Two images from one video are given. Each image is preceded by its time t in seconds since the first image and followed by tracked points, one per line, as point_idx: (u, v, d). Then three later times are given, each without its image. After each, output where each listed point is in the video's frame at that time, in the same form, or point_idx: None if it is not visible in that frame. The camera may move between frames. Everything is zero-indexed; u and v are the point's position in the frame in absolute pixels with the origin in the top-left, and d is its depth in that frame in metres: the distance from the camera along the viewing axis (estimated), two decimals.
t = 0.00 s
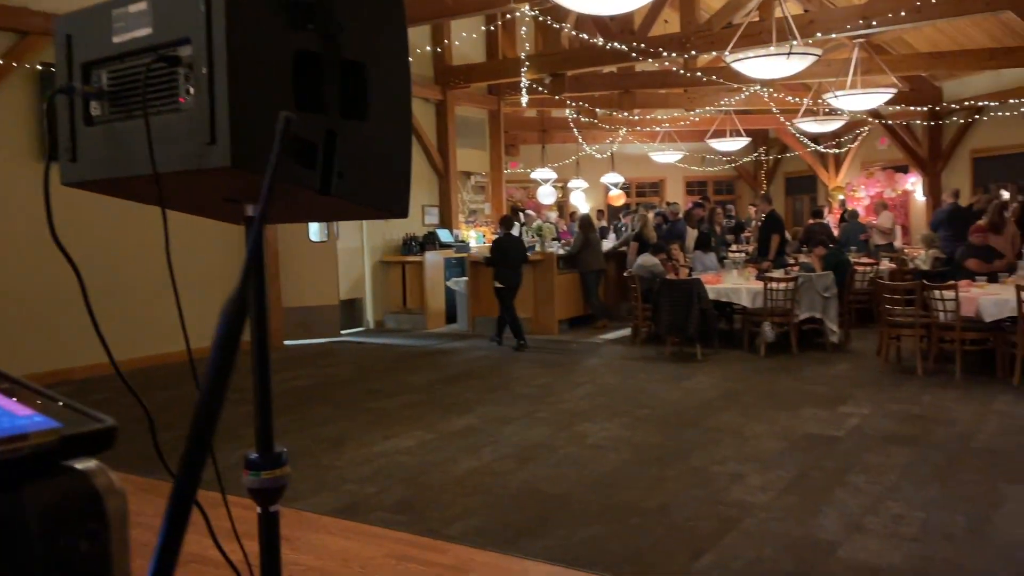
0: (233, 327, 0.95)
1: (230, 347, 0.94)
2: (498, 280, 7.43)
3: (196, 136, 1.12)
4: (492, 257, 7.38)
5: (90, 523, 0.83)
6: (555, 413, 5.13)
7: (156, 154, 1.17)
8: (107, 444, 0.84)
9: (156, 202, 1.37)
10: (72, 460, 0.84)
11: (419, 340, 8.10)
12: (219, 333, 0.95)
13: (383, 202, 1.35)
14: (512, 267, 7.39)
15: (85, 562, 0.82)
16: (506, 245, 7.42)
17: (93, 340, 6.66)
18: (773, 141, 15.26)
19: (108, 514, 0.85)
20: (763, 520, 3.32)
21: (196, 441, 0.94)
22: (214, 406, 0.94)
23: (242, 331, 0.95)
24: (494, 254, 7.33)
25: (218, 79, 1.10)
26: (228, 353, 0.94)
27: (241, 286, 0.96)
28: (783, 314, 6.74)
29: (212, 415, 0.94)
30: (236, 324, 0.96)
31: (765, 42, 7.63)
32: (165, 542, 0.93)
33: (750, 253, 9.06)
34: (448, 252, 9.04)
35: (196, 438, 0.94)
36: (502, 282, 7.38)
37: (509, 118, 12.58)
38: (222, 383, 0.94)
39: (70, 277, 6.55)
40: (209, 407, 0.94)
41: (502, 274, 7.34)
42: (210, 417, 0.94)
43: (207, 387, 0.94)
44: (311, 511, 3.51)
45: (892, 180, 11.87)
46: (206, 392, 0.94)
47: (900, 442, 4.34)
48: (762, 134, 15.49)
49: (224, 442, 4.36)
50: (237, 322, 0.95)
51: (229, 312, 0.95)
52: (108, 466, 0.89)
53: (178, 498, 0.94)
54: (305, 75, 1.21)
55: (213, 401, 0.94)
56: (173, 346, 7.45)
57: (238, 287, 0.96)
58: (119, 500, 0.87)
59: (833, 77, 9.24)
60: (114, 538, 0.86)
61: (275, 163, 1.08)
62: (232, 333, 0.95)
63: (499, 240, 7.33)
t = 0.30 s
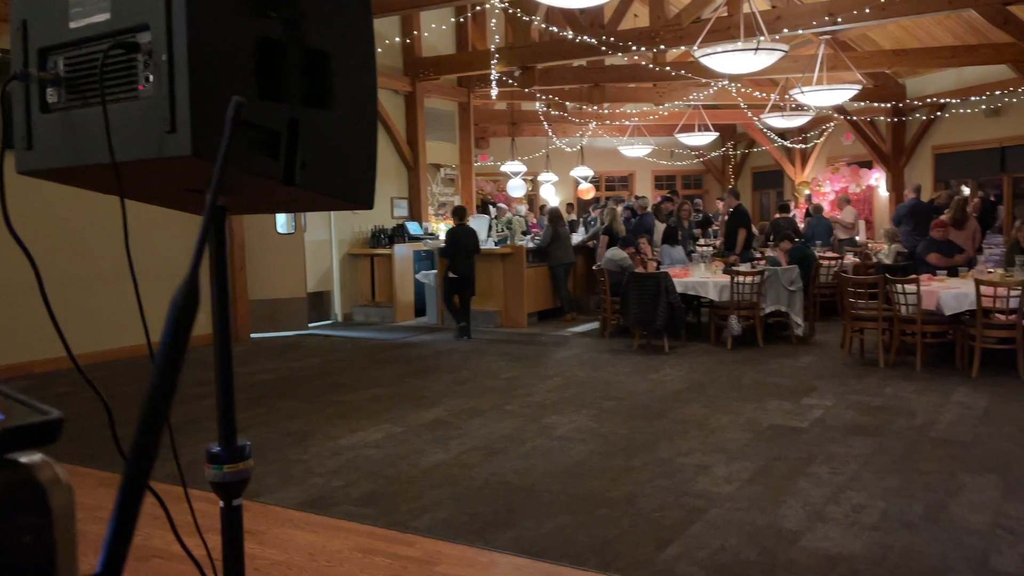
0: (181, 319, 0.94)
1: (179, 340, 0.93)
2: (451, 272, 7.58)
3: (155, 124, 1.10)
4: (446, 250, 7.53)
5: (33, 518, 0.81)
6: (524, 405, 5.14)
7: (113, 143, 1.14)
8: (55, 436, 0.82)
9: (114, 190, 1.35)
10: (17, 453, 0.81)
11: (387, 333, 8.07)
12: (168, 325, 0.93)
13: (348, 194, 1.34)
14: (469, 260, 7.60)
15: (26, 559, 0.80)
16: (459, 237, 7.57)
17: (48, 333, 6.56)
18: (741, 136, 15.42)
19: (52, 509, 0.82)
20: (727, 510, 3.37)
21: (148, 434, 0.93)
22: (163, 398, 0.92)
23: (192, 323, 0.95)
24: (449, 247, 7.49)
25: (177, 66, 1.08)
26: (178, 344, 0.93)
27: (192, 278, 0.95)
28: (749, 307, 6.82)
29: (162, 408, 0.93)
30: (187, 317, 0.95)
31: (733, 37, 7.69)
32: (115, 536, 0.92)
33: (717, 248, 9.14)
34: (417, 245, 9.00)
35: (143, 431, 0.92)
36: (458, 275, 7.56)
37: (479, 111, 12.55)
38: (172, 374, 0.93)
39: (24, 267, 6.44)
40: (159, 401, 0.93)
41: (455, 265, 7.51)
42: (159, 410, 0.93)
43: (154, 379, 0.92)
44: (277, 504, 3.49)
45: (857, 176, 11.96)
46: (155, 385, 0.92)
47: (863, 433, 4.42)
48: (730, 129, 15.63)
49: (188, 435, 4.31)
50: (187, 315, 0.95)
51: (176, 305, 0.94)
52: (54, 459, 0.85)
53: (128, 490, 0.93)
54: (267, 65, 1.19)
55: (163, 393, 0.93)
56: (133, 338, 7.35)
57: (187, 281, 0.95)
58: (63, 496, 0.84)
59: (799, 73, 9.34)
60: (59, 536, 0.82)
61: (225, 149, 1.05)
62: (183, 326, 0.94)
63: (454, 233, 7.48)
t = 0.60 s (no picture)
0: (148, 305, 0.93)
1: (146, 327, 0.93)
2: (416, 266, 7.56)
3: (130, 112, 1.08)
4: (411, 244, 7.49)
5: None
6: (505, 398, 5.14)
7: (88, 130, 1.12)
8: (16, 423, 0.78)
9: (89, 179, 1.33)
10: None
11: (370, 326, 8.04)
12: (135, 311, 0.92)
13: (327, 183, 1.33)
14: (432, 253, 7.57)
15: None
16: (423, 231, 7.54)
17: (20, 323, 6.45)
18: (724, 130, 15.49)
19: (18, 502, 0.77)
20: (707, 503, 3.38)
21: (116, 422, 0.92)
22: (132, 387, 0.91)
23: (161, 310, 0.94)
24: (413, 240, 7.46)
25: (153, 52, 1.06)
26: (145, 334, 0.92)
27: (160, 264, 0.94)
28: (730, 301, 6.86)
29: (130, 397, 0.92)
30: (156, 303, 0.94)
31: (716, 32, 7.71)
32: (82, 526, 0.90)
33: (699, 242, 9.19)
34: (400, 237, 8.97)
35: (110, 419, 0.92)
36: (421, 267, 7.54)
37: (462, 103, 12.52)
38: (138, 364, 0.92)
39: None
40: (126, 390, 0.92)
41: (419, 258, 7.50)
42: (127, 397, 0.92)
43: (121, 368, 0.92)
44: (256, 497, 3.47)
45: (839, 172, 12.21)
46: (122, 374, 0.92)
47: (842, 427, 4.46)
48: (713, 124, 15.70)
49: (166, 428, 4.27)
50: (156, 301, 0.94)
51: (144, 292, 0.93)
52: (18, 449, 0.79)
53: (96, 479, 0.92)
54: (245, 52, 1.18)
55: (131, 381, 0.92)
56: (110, 330, 7.28)
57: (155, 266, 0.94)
58: (29, 486, 0.78)
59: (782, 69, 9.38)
60: (23, 531, 0.77)
61: (199, 136, 1.04)
62: (151, 313, 0.93)
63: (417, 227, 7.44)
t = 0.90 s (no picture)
0: (143, 294, 0.92)
1: (142, 316, 0.92)
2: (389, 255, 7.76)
3: (124, 98, 1.07)
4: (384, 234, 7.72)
5: None
6: (499, 391, 5.15)
7: (81, 117, 1.12)
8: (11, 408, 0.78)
9: (82, 166, 1.32)
10: None
11: (364, 318, 8.03)
12: (130, 300, 0.92)
13: (321, 172, 1.32)
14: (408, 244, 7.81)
15: None
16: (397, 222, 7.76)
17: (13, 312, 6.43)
18: (719, 125, 15.50)
19: (12, 487, 0.76)
20: (699, 496, 3.40)
21: (109, 408, 0.92)
22: (125, 373, 0.91)
23: (156, 299, 0.93)
24: (387, 230, 7.71)
25: (146, 38, 1.05)
26: (138, 322, 0.92)
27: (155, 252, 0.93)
28: (723, 295, 6.88)
29: (123, 387, 0.92)
30: (152, 292, 0.93)
31: (712, 26, 7.70)
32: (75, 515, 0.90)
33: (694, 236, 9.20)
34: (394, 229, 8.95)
35: (103, 410, 0.91)
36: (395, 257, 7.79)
37: (457, 95, 12.49)
38: (132, 350, 0.92)
39: None
40: (119, 380, 0.92)
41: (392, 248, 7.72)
42: (121, 388, 0.92)
43: (114, 358, 0.91)
44: (249, 488, 3.47)
45: (832, 167, 12.18)
46: (115, 360, 0.91)
47: (833, 421, 4.48)
48: (708, 119, 15.71)
49: (158, 418, 4.26)
50: (152, 289, 0.93)
51: (139, 277, 0.93)
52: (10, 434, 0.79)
53: (88, 469, 0.91)
54: (240, 40, 1.17)
55: (124, 371, 0.92)
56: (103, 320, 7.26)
57: (150, 256, 0.93)
58: (22, 472, 0.77)
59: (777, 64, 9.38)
60: (17, 517, 0.77)
61: (194, 124, 1.03)
62: (145, 303, 0.92)
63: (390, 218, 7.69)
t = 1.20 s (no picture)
0: (160, 284, 0.93)
1: (160, 306, 0.93)
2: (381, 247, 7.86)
3: (137, 84, 1.07)
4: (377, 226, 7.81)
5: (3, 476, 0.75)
6: (505, 383, 5.15)
7: (95, 102, 1.12)
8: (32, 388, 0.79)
9: (95, 152, 1.32)
10: None
11: (371, 308, 8.04)
12: (147, 289, 0.92)
13: (333, 161, 1.32)
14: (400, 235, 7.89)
15: None
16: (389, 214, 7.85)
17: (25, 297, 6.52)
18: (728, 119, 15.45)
19: (31, 469, 0.77)
20: (706, 489, 3.40)
21: (125, 394, 0.92)
22: (143, 360, 0.91)
23: (174, 287, 0.94)
24: (378, 221, 7.79)
25: (161, 24, 1.05)
26: (156, 310, 0.92)
27: (171, 241, 0.94)
28: (731, 290, 6.86)
29: (141, 373, 0.92)
30: (170, 279, 0.94)
31: (724, 19, 7.66)
32: (91, 499, 0.91)
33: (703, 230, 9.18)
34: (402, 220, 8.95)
35: (120, 396, 0.92)
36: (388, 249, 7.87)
37: (466, 87, 12.48)
38: (149, 337, 0.92)
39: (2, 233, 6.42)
40: (136, 367, 0.92)
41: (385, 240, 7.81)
42: (138, 374, 0.92)
43: (129, 346, 0.92)
44: (256, 476, 3.48)
45: (842, 163, 12.11)
46: (132, 346, 0.92)
47: (840, 417, 4.47)
48: (717, 112, 15.65)
49: (167, 405, 4.28)
50: (169, 279, 0.94)
51: (157, 264, 0.93)
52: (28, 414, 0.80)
53: (104, 453, 0.92)
54: (254, 27, 1.17)
55: (140, 358, 0.92)
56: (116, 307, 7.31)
57: (167, 244, 0.94)
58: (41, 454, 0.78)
59: (788, 58, 9.33)
60: (35, 499, 0.77)
61: (209, 111, 1.03)
62: (162, 292, 0.93)
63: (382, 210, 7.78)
